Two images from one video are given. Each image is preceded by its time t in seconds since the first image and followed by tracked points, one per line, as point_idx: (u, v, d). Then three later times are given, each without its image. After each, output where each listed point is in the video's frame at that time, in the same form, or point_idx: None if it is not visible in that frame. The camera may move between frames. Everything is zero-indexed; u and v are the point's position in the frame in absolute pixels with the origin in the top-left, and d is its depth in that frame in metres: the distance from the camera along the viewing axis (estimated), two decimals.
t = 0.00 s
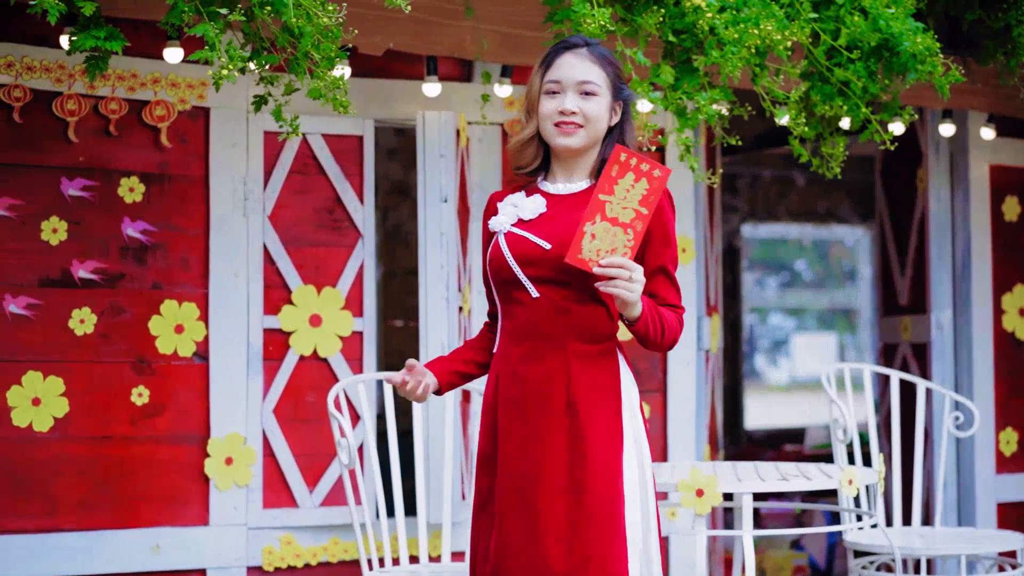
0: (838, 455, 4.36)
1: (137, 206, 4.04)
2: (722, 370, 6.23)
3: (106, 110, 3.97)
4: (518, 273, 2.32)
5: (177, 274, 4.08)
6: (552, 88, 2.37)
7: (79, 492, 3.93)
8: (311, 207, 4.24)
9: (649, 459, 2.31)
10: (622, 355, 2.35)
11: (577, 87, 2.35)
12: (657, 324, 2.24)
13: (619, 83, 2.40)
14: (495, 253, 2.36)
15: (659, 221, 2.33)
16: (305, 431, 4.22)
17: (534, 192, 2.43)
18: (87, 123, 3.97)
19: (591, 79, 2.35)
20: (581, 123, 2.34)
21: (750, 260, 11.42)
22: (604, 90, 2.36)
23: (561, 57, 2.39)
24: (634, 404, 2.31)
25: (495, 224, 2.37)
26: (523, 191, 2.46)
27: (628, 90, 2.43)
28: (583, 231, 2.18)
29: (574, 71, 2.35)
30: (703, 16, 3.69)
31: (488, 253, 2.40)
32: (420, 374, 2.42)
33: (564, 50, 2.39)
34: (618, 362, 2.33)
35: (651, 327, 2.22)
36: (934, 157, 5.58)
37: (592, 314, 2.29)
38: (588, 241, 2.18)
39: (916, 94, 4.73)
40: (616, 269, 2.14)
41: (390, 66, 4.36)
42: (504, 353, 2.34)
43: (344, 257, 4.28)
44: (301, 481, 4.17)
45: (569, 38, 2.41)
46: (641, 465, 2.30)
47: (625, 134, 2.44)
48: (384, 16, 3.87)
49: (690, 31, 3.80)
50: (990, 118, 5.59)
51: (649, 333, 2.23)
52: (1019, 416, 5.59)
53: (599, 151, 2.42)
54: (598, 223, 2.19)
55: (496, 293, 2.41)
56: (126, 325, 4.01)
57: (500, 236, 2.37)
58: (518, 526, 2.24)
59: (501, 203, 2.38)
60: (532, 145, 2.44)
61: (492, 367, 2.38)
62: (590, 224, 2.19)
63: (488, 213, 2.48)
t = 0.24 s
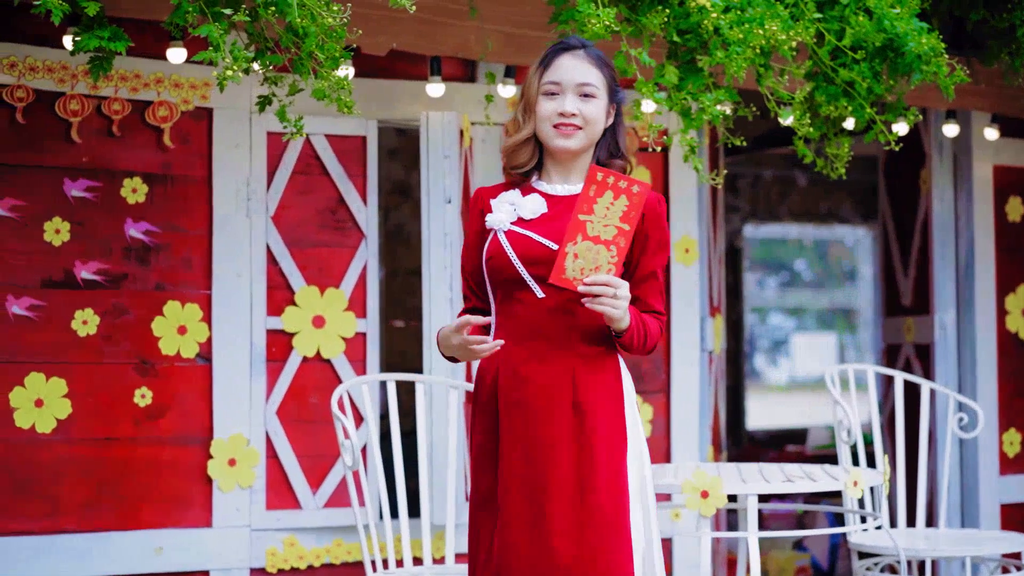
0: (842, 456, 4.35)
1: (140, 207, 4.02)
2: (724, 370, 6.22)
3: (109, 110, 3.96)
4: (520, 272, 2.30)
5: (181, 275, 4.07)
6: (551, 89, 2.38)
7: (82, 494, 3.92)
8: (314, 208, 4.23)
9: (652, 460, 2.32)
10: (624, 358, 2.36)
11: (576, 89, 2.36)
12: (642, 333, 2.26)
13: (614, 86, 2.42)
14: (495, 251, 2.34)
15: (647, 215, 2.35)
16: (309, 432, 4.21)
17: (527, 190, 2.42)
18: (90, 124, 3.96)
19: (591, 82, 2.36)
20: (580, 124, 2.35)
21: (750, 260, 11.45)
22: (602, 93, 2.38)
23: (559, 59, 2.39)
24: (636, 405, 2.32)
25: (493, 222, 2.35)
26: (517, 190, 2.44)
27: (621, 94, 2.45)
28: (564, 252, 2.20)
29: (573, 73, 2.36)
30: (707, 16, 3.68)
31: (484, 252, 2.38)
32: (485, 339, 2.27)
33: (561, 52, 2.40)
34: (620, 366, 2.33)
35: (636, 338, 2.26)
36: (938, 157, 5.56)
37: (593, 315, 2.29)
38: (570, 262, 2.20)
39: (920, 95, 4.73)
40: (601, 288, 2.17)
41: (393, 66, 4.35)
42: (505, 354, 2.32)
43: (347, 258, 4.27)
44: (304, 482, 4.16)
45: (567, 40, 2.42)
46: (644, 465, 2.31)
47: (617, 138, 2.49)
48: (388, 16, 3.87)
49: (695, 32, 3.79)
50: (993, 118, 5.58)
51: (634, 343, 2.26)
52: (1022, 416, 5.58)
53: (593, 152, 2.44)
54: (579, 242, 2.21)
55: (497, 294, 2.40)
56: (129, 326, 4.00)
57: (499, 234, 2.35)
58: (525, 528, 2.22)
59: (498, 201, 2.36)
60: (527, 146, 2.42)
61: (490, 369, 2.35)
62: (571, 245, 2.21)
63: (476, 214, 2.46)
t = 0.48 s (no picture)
0: (846, 458, 4.34)
1: (143, 209, 4.02)
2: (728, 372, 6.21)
3: (112, 111, 3.95)
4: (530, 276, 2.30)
5: (184, 277, 4.06)
6: (549, 92, 2.37)
7: (85, 496, 3.91)
8: (317, 209, 4.23)
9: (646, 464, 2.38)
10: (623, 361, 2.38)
11: (575, 93, 2.36)
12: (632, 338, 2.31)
13: (609, 90, 2.43)
14: (502, 255, 2.31)
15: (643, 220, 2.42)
16: (312, 434, 4.20)
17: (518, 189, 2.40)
18: (94, 125, 3.95)
19: (590, 85, 2.37)
20: (579, 128, 2.35)
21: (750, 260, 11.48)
22: (600, 97, 2.39)
23: (557, 61, 2.38)
24: (635, 410, 2.36)
25: (497, 224, 2.31)
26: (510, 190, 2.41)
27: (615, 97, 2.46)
28: (558, 267, 2.17)
29: (573, 76, 2.36)
30: (712, 17, 3.67)
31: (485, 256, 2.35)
32: (537, 310, 2.19)
33: (559, 54, 2.39)
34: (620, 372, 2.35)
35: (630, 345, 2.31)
36: (941, 158, 5.55)
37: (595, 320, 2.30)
38: (565, 276, 2.17)
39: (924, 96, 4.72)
40: (597, 298, 2.18)
41: (396, 68, 4.35)
42: (507, 357, 2.29)
43: (350, 259, 4.26)
44: (308, 485, 4.16)
45: (565, 41, 2.41)
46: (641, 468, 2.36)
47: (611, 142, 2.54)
48: (392, 18, 3.88)
49: (699, 33, 3.78)
50: (997, 119, 5.56)
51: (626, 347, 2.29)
52: None
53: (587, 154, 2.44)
54: (572, 255, 2.18)
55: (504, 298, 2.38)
56: (133, 328, 3.99)
57: (503, 237, 2.32)
58: (538, 530, 2.21)
59: (501, 204, 2.33)
60: (522, 146, 2.40)
61: (489, 372, 2.31)
62: (564, 260, 2.17)
63: (466, 216, 2.40)
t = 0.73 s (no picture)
0: (849, 460, 4.33)
1: (146, 212, 4.01)
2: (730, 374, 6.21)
3: (115, 114, 3.94)
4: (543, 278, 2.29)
5: (187, 280, 4.05)
6: (548, 93, 2.36)
7: (88, 499, 3.90)
8: (320, 212, 4.22)
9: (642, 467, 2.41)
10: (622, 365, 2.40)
11: (574, 95, 2.36)
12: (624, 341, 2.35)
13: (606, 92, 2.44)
14: (514, 256, 2.29)
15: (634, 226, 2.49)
16: (315, 437, 4.20)
17: (517, 188, 2.37)
18: (97, 128, 3.95)
19: (588, 88, 2.37)
20: (577, 130, 2.35)
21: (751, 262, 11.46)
22: (597, 100, 2.39)
23: (555, 63, 2.38)
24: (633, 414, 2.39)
25: (506, 226, 2.29)
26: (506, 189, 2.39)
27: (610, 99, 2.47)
28: (566, 280, 2.18)
29: (572, 78, 2.36)
30: (716, 20, 3.66)
31: (493, 258, 2.33)
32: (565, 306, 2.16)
33: (558, 56, 2.39)
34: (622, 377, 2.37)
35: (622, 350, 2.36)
36: (943, 159, 5.53)
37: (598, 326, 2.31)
38: (574, 288, 2.19)
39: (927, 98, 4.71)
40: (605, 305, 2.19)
41: (399, 70, 4.34)
42: (517, 361, 2.27)
43: (353, 262, 4.26)
44: (311, 488, 4.15)
45: (563, 43, 2.41)
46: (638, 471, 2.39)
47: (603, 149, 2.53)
48: (395, 21, 3.87)
49: (703, 35, 3.77)
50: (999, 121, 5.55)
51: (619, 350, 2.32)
52: None
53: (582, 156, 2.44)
54: (578, 266, 2.19)
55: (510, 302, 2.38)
56: (135, 331, 3.99)
57: (512, 238, 2.30)
58: (560, 532, 2.18)
59: (507, 207, 2.31)
60: (519, 147, 2.38)
61: (497, 376, 2.29)
62: (571, 272, 2.19)
63: (469, 214, 2.37)
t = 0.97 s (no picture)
0: (852, 464, 4.32)
1: (148, 215, 4.01)
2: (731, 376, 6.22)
3: (117, 118, 3.94)
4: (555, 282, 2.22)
5: (189, 283, 4.05)
6: (545, 96, 2.30)
7: (90, 503, 3.90)
8: (322, 215, 4.22)
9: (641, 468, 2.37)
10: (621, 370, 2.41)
11: (572, 97, 2.30)
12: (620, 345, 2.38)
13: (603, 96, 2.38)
14: (525, 258, 2.22)
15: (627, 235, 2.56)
16: (317, 441, 4.20)
17: (518, 190, 2.29)
18: (99, 132, 3.94)
19: (586, 90, 2.31)
20: (575, 132, 2.29)
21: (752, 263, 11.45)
22: (595, 103, 2.33)
23: (552, 66, 2.32)
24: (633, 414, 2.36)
25: (516, 228, 2.22)
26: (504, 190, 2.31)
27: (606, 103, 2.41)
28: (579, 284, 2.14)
29: (569, 81, 2.30)
30: (718, 24, 3.66)
31: (502, 259, 2.25)
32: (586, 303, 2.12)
33: (554, 59, 2.33)
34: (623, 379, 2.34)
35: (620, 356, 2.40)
36: (944, 162, 5.53)
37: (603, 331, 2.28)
38: (587, 291, 2.14)
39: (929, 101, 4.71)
40: (616, 308, 2.14)
41: (401, 73, 4.34)
42: (525, 363, 2.20)
43: (355, 266, 4.26)
44: (313, 491, 4.15)
45: (558, 45, 2.35)
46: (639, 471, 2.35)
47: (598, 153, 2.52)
48: (397, 24, 3.86)
49: (706, 39, 3.77)
50: (1001, 124, 5.55)
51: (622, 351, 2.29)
52: None
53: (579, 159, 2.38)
54: (589, 270, 2.15)
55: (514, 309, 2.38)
56: (137, 335, 3.99)
57: (522, 241, 2.23)
58: (581, 534, 2.11)
59: (516, 210, 2.24)
60: (516, 150, 2.31)
61: (503, 378, 2.22)
62: (583, 276, 2.14)
63: (474, 214, 2.27)
